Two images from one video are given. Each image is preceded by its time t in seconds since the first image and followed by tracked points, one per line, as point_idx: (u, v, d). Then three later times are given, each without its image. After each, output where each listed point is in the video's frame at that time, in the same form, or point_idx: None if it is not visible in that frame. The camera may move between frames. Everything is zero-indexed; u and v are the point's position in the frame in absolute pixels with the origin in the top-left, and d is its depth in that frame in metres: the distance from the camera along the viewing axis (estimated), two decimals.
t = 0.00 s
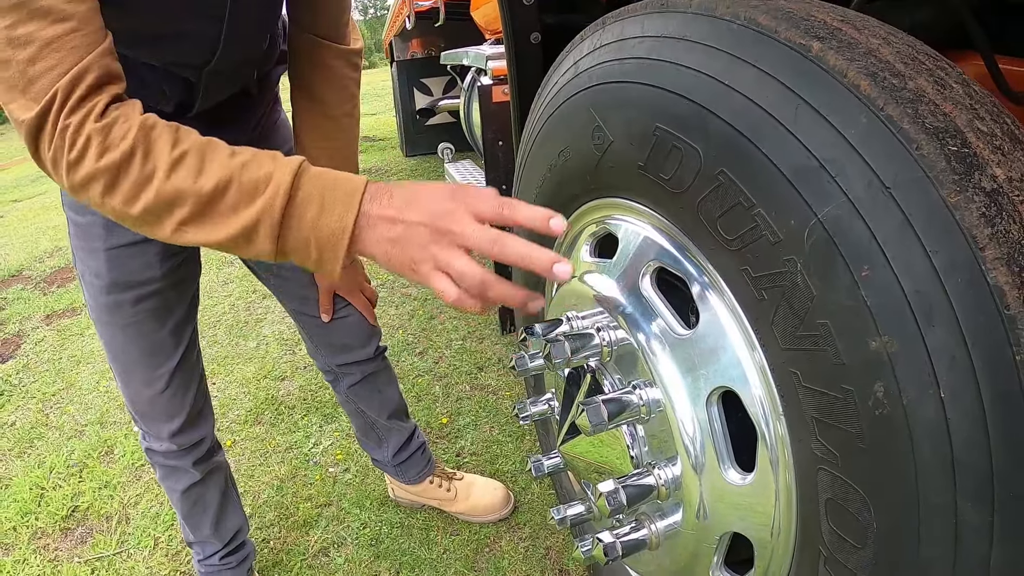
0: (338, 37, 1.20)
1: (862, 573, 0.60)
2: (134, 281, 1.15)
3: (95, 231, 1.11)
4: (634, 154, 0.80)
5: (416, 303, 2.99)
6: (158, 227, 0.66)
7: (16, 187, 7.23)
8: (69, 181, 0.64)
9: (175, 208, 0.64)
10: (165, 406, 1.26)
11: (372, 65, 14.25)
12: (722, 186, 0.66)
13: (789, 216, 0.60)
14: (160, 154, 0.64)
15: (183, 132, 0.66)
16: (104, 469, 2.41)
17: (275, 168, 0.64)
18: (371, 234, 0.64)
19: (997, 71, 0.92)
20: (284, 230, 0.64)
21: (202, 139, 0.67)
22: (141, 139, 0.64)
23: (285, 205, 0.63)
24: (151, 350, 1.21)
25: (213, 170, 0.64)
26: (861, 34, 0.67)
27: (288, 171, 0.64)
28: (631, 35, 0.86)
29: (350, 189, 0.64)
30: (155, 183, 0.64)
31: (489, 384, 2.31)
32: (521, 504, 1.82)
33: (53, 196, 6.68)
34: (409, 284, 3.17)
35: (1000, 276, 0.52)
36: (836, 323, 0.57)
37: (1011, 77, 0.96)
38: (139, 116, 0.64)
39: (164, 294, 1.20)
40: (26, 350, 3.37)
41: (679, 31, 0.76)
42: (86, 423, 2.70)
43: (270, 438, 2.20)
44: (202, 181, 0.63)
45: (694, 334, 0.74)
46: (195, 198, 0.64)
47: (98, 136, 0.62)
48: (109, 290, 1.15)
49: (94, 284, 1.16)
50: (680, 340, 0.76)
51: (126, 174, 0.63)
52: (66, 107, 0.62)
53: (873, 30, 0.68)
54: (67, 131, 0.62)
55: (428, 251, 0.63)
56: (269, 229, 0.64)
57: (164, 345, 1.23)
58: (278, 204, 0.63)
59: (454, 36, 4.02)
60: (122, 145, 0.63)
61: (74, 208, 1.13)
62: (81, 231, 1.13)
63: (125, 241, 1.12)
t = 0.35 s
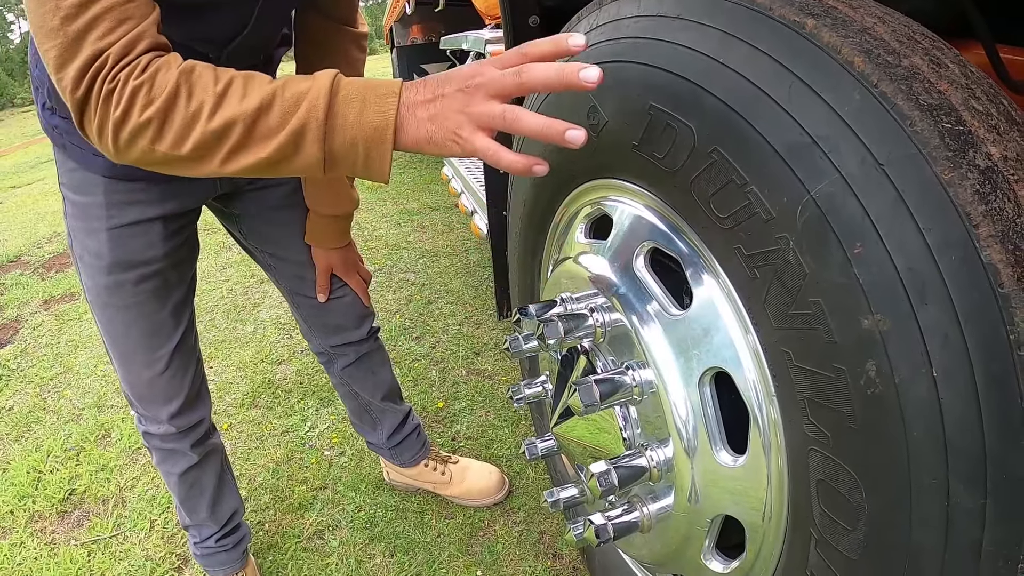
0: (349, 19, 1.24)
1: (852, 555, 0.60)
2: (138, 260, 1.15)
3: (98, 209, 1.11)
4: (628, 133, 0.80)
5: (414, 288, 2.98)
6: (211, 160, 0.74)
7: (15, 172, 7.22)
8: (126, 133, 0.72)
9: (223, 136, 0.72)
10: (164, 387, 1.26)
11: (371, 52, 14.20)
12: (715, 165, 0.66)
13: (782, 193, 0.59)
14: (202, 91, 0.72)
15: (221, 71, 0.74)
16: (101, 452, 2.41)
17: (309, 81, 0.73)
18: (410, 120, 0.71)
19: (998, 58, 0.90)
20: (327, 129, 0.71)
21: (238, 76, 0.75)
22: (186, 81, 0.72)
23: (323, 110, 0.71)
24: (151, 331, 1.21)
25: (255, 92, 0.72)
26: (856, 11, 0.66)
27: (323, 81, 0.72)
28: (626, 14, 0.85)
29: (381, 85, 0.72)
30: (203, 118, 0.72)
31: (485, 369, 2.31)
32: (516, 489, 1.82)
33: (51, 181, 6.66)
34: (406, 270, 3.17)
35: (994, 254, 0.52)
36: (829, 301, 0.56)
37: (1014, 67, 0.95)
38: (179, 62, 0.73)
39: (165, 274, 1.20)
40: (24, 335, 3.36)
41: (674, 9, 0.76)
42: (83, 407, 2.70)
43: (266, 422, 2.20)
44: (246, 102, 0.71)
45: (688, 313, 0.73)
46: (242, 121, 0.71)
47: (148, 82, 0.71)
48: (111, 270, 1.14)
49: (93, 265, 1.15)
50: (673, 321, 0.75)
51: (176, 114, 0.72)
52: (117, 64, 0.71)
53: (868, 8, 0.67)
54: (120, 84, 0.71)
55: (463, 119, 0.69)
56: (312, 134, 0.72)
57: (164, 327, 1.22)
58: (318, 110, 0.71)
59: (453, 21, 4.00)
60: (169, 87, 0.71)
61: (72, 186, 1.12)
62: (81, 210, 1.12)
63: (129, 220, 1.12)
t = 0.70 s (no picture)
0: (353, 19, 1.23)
1: (852, 557, 0.60)
2: (139, 257, 1.15)
3: (98, 206, 1.10)
4: (631, 134, 0.80)
5: (414, 287, 2.98)
6: (239, 180, 0.69)
7: (16, 168, 7.22)
8: (154, 133, 0.66)
9: (259, 160, 0.67)
10: (165, 384, 1.26)
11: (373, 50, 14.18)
12: (717, 165, 0.66)
13: (785, 194, 0.59)
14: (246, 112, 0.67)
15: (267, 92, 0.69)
16: (99, 449, 2.41)
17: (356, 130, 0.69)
18: (442, 199, 0.70)
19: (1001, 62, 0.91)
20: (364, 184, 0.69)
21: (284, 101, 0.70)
22: (230, 96, 0.67)
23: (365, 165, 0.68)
24: (152, 329, 1.21)
25: (299, 127, 0.68)
26: (860, 13, 0.66)
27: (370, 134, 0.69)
28: (629, 14, 0.85)
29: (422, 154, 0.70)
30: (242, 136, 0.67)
31: (485, 368, 2.31)
32: (515, 489, 1.82)
33: (52, 177, 6.65)
34: (406, 269, 3.16)
35: (996, 258, 0.52)
36: (830, 303, 0.56)
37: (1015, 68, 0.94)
38: (226, 75, 0.68)
39: (166, 272, 1.20)
40: (23, 331, 3.36)
41: (677, 10, 0.75)
42: (82, 404, 2.70)
43: (265, 419, 2.20)
44: (289, 138, 0.67)
45: (688, 315, 0.73)
46: (283, 152, 0.67)
47: (190, 88, 0.66)
48: (111, 268, 1.14)
49: (93, 263, 1.14)
50: (675, 322, 0.75)
51: (213, 126, 0.66)
52: (158, 63, 0.65)
53: (872, 9, 0.67)
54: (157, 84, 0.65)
55: (493, 218, 0.68)
56: (351, 185, 0.68)
57: (165, 324, 1.22)
58: (360, 163, 0.68)
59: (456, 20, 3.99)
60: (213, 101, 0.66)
61: (72, 183, 1.12)
62: (81, 207, 1.12)
63: (130, 218, 1.11)
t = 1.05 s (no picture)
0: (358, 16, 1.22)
1: (850, 558, 0.59)
2: (141, 255, 1.14)
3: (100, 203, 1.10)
4: (628, 133, 0.80)
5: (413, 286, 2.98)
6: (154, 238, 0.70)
7: (15, 166, 7.21)
8: (85, 172, 0.66)
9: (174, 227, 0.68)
10: (166, 382, 1.26)
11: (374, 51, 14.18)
12: (715, 165, 0.65)
13: (782, 193, 0.59)
14: (176, 175, 0.67)
15: (204, 158, 0.70)
16: (97, 448, 2.41)
17: (272, 221, 0.71)
18: (335, 311, 0.73)
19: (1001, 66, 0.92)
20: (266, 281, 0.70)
21: (217, 171, 0.71)
22: (163, 157, 0.67)
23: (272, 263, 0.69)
24: (152, 327, 1.20)
25: (219, 206, 0.68)
26: (859, 11, 0.66)
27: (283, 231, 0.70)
28: (627, 14, 0.85)
29: (328, 260, 0.73)
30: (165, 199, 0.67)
31: (483, 369, 2.31)
32: (512, 489, 1.82)
33: (51, 175, 6.65)
34: (405, 269, 3.16)
35: (995, 256, 0.52)
36: (828, 302, 0.56)
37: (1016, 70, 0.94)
38: (164, 134, 0.68)
39: (167, 270, 1.19)
40: (22, 329, 3.36)
41: (675, 8, 0.75)
42: (80, 402, 2.70)
43: (263, 419, 2.20)
44: (209, 215, 0.68)
45: (684, 315, 0.73)
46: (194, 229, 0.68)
47: (123, 142, 0.66)
48: (114, 266, 1.14)
49: (96, 260, 1.14)
50: (671, 321, 0.75)
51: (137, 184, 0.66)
52: (101, 106, 0.65)
53: (870, 8, 0.67)
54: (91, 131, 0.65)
55: (377, 346, 0.74)
56: (255, 275, 0.70)
57: (165, 323, 1.22)
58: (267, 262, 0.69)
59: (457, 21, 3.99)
60: (143, 160, 0.66)
61: (75, 180, 1.12)
62: (84, 203, 1.11)
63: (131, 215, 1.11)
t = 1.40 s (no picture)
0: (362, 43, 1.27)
1: None
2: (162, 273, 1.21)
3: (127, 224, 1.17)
4: (614, 172, 0.86)
5: (418, 287, 3.05)
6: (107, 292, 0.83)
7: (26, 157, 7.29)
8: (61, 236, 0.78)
9: (132, 292, 0.81)
10: (183, 387, 1.34)
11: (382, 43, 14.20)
12: (688, 214, 0.71)
13: (745, 248, 0.65)
14: (133, 253, 0.80)
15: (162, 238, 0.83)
16: (111, 444, 2.49)
17: (218, 300, 0.85)
18: (271, 381, 0.86)
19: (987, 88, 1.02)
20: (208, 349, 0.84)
21: (170, 248, 0.83)
22: (127, 231, 0.80)
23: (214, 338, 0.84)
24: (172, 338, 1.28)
25: (169, 285, 0.82)
26: (831, 74, 0.71)
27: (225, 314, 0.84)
28: (620, 55, 0.90)
29: (268, 342, 0.86)
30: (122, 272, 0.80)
31: (485, 371, 2.38)
32: (510, 490, 1.89)
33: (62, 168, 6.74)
34: (411, 269, 3.23)
35: (931, 325, 0.57)
36: (781, 352, 0.62)
37: (1003, 96, 1.07)
38: (124, 214, 0.80)
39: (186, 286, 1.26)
40: (35, 325, 3.45)
41: (662, 59, 0.81)
42: (94, 399, 2.78)
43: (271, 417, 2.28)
44: (160, 293, 0.82)
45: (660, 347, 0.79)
46: (149, 300, 0.82)
47: (91, 214, 0.78)
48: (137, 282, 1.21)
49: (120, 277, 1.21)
50: (649, 351, 0.81)
51: (102, 252, 0.79)
52: (69, 185, 0.77)
53: (843, 67, 0.72)
54: (64, 198, 0.77)
55: (313, 420, 0.84)
56: (194, 348, 0.84)
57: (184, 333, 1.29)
58: (207, 336, 0.84)
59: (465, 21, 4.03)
60: (107, 238, 0.78)
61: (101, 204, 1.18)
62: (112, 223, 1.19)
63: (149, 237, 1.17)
